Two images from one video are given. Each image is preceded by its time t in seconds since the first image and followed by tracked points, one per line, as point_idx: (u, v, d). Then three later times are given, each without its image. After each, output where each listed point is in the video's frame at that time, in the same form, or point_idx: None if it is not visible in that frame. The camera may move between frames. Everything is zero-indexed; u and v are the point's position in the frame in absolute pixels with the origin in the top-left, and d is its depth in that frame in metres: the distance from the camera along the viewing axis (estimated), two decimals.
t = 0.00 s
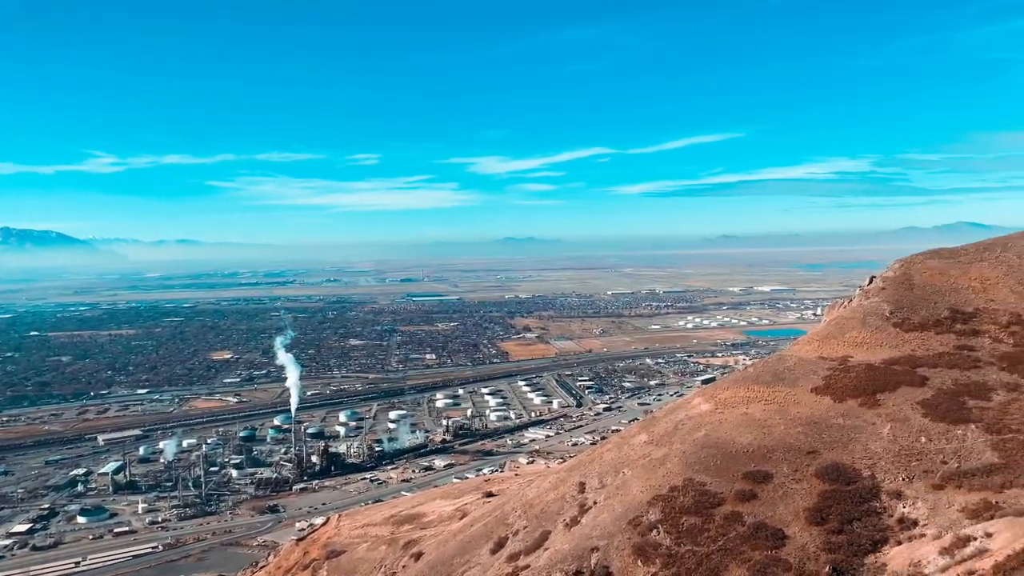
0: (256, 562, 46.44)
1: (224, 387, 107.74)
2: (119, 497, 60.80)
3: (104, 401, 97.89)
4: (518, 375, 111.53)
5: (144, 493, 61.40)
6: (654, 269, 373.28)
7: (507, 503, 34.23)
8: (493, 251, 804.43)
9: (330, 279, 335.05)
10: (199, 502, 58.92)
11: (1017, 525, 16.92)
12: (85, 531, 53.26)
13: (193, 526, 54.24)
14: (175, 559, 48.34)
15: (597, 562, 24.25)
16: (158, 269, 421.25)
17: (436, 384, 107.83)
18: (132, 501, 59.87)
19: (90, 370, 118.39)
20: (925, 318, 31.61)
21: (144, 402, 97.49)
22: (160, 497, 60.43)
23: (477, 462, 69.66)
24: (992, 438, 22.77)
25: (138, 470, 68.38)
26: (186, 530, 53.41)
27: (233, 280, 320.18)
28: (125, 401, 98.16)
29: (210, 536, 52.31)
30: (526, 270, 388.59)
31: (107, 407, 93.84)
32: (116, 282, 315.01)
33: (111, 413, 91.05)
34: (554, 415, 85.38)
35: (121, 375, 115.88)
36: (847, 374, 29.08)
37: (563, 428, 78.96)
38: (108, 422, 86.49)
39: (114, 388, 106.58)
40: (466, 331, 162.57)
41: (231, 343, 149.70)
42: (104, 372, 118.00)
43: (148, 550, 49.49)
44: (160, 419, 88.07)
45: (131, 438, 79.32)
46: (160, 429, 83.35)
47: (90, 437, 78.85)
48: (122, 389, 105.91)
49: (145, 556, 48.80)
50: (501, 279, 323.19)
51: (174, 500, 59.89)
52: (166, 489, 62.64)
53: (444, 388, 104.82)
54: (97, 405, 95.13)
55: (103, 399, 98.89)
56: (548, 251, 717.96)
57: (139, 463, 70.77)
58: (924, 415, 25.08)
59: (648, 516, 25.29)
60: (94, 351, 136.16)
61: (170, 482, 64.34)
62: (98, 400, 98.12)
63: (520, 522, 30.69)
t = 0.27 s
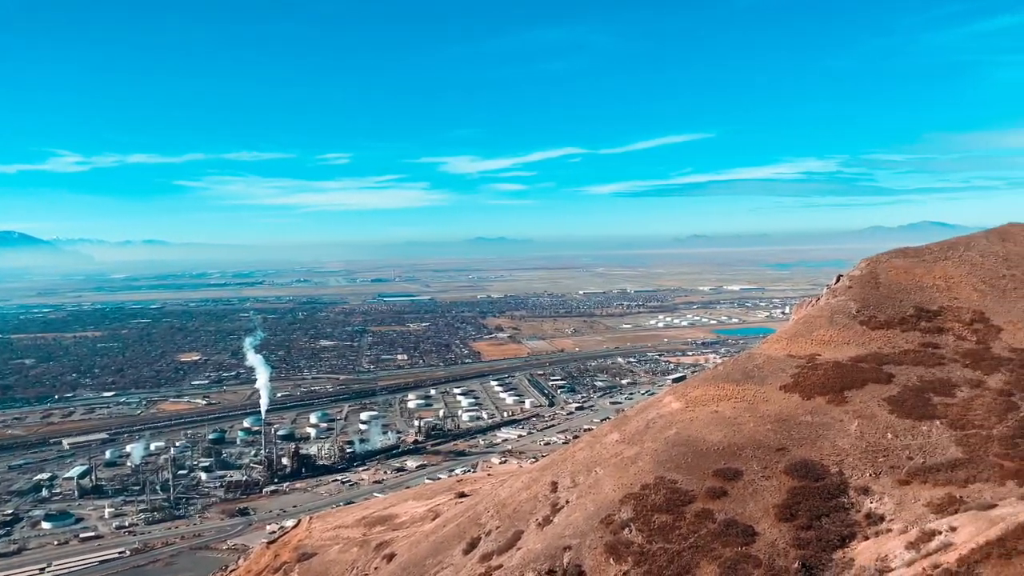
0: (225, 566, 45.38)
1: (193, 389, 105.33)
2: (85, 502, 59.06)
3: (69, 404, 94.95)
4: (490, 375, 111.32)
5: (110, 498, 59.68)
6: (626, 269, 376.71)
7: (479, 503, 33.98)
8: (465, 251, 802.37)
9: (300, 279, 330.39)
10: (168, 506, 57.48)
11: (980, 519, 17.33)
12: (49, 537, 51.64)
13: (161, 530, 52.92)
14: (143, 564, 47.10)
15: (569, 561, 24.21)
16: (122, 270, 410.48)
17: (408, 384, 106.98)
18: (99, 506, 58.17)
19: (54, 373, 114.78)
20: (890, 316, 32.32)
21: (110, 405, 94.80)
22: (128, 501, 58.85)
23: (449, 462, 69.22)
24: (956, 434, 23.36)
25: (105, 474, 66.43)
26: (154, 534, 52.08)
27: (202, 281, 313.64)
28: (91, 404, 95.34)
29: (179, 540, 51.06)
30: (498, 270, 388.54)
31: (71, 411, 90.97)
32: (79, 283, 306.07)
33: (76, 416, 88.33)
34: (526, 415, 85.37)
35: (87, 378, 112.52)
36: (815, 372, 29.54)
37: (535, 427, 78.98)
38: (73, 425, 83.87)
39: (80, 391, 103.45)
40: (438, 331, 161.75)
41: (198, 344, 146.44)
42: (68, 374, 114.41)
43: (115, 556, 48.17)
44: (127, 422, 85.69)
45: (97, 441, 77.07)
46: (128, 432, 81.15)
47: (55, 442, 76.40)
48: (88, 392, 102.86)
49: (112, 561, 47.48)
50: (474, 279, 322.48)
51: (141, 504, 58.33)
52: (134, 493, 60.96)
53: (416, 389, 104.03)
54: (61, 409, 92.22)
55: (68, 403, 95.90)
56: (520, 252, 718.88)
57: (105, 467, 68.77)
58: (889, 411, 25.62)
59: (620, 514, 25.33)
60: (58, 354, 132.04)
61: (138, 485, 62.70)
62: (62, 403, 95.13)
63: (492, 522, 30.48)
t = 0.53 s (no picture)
0: (194, 571, 44.32)
1: (160, 391, 102.78)
2: (49, 507, 57.25)
3: (31, 408, 91.87)
4: (463, 375, 110.92)
5: (76, 503, 58.01)
6: (597, 268, 379.45)
7: (452, 503, 33.71)
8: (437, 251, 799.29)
9: (269, 280, 325.30)
10: (136, 510, 56.06)
11: (944, 513, 17.73)
12: (11, 543, 49.97)
13: (129, 534, 51.57)
14: (110, 569, 45.85)
15: (542, 560, 24.16)
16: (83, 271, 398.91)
17: (379, 385, 105.94)
18: (64, 511, 56.49)
19: (15, 376, 110.92)
20: (857, 314, 32.98)
21: (74, 408, 92.01)
22: (95, 505, 57.31)
23: (422, 462, 68.71)
24: (921, 430, 23.92)
25: (69, 478, 64.46)
26: (121, 539, 50.73)
27: (169, 282, 306.92)
28: (54, 407, 92.38)
29: (147, 544, 49.81)
30: (471, 270, 387.57)
31: (34, 415, 88.04)
32: (39, 284, 296.66)
33: (38, 420, 85.47)
34: (498, 415, 85.24)
35: (50, 381, 109.05)
36: (784, 370, 29.98)
37: (508, 427, 78.89)
38: (35, 429, 81.18)
39: (43, 394, 100.23)
40: (410, 331, 160.64)
41: (165, 346, 142.99)
42: (29, 377, 110.71)
43: (81, 562, 46.79)
44: (92, 425, 83.26)
45: (61, 445, 74.76)
46: (93, 436, 78.87)
47: (17, 446, 73.89)
48: (51, 395, 99.66)
49: (77, 567, 46.12)
50: (446, 279, 321.02)
51: (108, 508, 56.80)
52: (101, 497, 59.36)
53: (388, 389, 103.09)
54: (22, 413, 89.13)
55: (31, 407, 92.80)
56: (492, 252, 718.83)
57: (70, 471, 66.74)
58: (857, 408, 26.12)
59: (593, 513, 25.35)
60: (18, 356, 127.60)
61: (104, 489, 60.98)
62: (24, 407, 91.97)
63: (465, 522, 30.25)
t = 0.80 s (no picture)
0: None
1: (127, 394, 100.08)
2: (11, 514, 55.39)
3: None
4: (435, 375, 110.29)
5: (40, 509, 56.33)
6: (569, 268, 381.24)
7: (425, 504, 33.36)
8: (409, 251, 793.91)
9: (239, 280, 319.47)
10: (102, 515, 54.60)
11: (909, 508, 18.09)
12: None
13: (95, 539, 50.18)
14: None
15: (514, 560, 24.06)
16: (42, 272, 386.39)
17: (351, 386, 104.67)
18: (27, 517, 54.74)
19: None
20: (824, 313, 33.59)
21: (37, 412, 89.08)
22: (60, 511, 55.74)
23: (394, 464, 68.05)
24: (887, 426, 24.44)
25: (33, 484, 62.44)
26: (87, 544, 49.33)
27: (135, 283, 299.27)
28: (16, 411, 89.31)
29: (114, 549, 48.48)
30: (443, 270, 385.82)
31: None
32: None
33: None
34: (471, 415, 84.90)
35: (11, 384, 105.38)
36: (753, 368, 30.38)
37: (480, 427, 78.62)
38: None
39: (3, 398, 96.74)
40: (381, 332, 159.18)
41: (130, 348, 139.29)
42: None
43: (44, 568, 45.35)
44: (56, 429, 80.73)
45: (24, 450, 72.36)
46: (58, 440, 76.54)
47: None
48: (13, 399, 96.29)
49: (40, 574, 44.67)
50: (418, 279, 319.05)
51: (73, 513, 55.23)
52: (66, 502, 57.73)
53: (360, 391, 101.93)
54: None
55: None
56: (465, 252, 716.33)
57: (33, 476, 64.68)
58: (825, 405, 26.58)
59: (566, 512, 25.31)
60: None
61: (69, 495, 59.24)
62: None
63: (438, 523, 29.98)
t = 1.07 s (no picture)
0: None
1: (92, 397, 97.22)
2: None
3: None
4: (407, 376, 109.43)
5: (3, 515, 54.55)
6: (541, 268, 382.32)
7: (398, 505, 33.00)
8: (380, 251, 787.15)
9: (207, 281, 313.02)
10: (68, 520, 53.05)
11: (876, 504, 18.44)
12: None
13: (60, 545, 48.71)
14: None
15: (487, 560, 23.91)
16: None
17: (321, 387, 103.20)
18: None
19: None
20: (792, 312, 34.17)
21: None
22: (23, 517, 54.07)
23: (366, 465, 67.27)
24: (854, 423, 24.93)
25: None
26: (51, 551, 47.84)
27: (99, 285, 290.88)
28: None
29: (80, 555, 47.09)
30: (416, 270, 383.35)
31: None
32: None
33: None
34: (443, 416, 84.42)
35: None
36: (723, 366, 30.74)
37: (453, 428, 78.22)
38: None
39: None
40: (353, 333, 157.39)
41: (95, 350, 135.36)
42: None
43: None
44: (18, 433, 78.08)
45: None
46: (21, 444, 74.05)
47: None
48: None
49: None
50: (390, 280, 316.48)
51: (37, 519, 53.57)
52: (30, 508, 56.02)
53: (331, 392, 100.58)
54: None
55: None
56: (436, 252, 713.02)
57: None
58: (793, 403, 27.00)
59: (539, 511, 25.24)
60: None
61: (33, 501, 57.45)
62: None
63: (410, 524, 29.67)
